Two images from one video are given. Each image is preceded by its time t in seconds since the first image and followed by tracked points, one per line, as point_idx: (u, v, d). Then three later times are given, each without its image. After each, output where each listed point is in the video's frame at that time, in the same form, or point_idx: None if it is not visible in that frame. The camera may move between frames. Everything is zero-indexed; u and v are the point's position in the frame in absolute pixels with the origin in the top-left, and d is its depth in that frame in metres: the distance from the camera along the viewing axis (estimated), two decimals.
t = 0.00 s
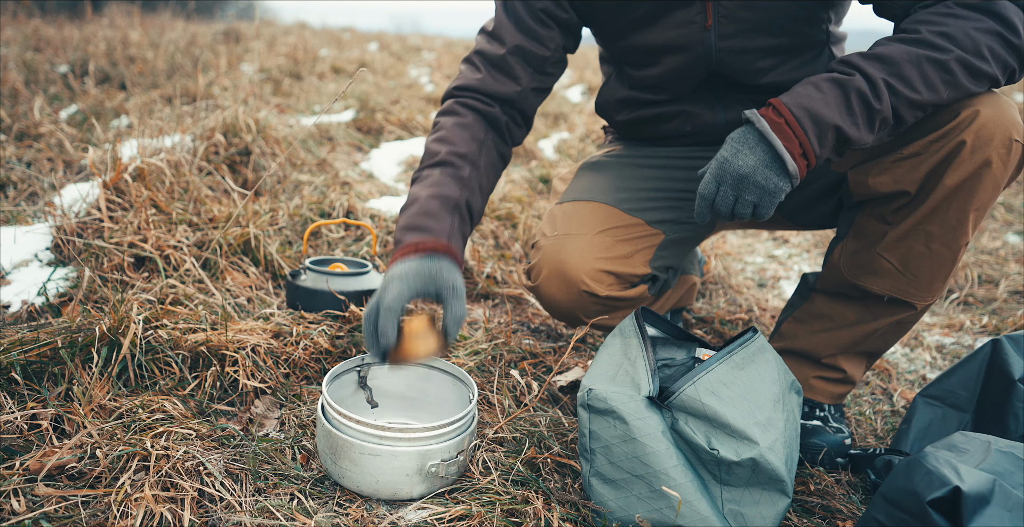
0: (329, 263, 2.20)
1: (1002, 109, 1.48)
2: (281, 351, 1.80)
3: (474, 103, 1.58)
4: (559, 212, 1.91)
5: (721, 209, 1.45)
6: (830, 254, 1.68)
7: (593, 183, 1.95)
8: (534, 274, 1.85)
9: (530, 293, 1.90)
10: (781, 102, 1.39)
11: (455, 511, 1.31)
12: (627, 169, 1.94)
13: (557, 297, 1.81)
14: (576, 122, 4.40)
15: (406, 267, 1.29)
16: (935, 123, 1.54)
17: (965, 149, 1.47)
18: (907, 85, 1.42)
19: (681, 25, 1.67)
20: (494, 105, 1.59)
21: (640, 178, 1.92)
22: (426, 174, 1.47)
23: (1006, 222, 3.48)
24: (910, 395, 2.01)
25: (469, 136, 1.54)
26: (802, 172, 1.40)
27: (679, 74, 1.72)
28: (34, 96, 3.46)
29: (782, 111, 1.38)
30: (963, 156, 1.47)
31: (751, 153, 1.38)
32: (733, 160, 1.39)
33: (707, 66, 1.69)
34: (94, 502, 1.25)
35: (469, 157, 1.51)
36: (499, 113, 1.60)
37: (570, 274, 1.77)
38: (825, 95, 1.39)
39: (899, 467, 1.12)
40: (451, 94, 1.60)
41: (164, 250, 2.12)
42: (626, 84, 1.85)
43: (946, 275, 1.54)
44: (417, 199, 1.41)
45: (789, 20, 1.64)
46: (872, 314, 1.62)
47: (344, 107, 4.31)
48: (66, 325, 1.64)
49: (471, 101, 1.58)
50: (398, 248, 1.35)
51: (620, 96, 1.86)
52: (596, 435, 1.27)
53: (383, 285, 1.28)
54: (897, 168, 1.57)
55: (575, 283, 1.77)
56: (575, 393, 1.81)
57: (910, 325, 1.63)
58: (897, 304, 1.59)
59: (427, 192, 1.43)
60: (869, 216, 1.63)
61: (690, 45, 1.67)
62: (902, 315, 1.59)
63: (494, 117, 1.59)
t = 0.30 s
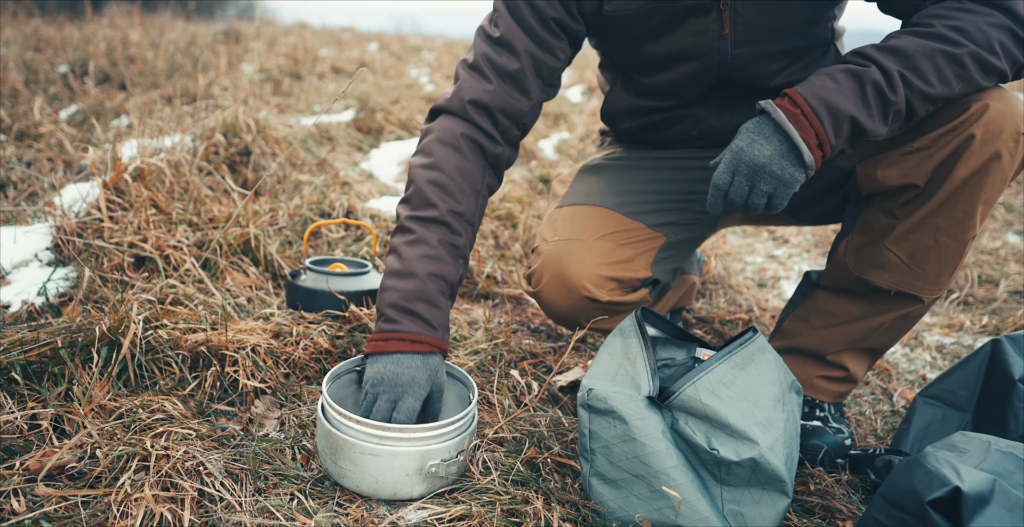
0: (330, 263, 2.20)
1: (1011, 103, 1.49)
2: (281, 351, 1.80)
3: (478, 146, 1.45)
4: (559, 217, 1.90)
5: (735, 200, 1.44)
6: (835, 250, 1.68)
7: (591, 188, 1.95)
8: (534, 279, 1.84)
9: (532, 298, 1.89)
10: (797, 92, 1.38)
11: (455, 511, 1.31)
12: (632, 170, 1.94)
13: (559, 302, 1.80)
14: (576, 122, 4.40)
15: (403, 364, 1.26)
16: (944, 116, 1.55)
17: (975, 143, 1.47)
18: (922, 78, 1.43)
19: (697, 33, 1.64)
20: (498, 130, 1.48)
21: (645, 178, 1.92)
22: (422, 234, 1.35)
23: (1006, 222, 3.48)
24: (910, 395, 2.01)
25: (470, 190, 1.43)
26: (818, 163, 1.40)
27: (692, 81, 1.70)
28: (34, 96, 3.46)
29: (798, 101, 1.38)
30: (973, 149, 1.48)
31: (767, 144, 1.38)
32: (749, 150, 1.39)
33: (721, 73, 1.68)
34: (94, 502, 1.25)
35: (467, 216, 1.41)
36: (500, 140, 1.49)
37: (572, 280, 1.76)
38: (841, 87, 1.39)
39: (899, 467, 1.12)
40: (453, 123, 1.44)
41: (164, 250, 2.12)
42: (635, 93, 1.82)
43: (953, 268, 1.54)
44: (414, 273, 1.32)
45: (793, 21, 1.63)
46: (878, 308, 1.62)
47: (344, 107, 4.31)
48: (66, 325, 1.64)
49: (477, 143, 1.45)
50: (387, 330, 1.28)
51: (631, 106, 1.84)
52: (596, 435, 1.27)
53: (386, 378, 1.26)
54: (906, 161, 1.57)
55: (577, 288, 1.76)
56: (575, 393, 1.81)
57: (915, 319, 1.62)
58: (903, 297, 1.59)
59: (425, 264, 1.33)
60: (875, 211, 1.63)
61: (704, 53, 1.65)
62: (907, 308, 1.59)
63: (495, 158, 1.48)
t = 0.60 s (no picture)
0: (330, 263, 2.20)
1: (1013, 104, 1.49)
2: (281, 351, 1.80)
3: (472, 142, 1.47)
4: (557, 223, 1.91)
5: (737, 200, 1.42)
6: (837, 250, 1.68)
7: (587, 194, 1.95)
8: (531, 288, 1.85)
9: (530, 306, 1.89)
10: (801, 92, 1.39)
11: (455, 511, 1.31)
12: (632, 172, 1.94)
13: (555, 312, 1.81)
14: (576, 122, 4.40)
15: (411, 364, 1.27)
16: (947, 118, 1.55)
17: (977, 144, 1.47)
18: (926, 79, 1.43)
19: (699, 37, 1.64)
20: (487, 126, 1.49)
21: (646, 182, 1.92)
22: (425, 232, 1.36)
23: (1006, 222, 3.48)
24: (910, 395, 2.01)
25: (466, 187, 1.44)
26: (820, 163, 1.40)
27: (693, 83, 1.70)
28: (34, 96, 3.46)
29: (802, 101, 1.38)
30: (975, 150, 1.47)
31: (770, 143, 1.38)
32: (753, 150, 1.38)
33: (722, 76, 1.68)
34: (94, 502, 1.25)
35: (463, 213, 1.44)
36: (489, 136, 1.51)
37: (567, 289, 1.77)
38: (846, 87, 1.39)
39: (898, 467, 1.12)
40: (449, 118, 1.44)
41: (164, 250, 2.12)
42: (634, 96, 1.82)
43: (954, 270, 1.54)
44: (423, 272, 1.33)
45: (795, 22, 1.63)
46: (879, 309, 1.62)
47: (344, 107, 4.31)
48: (66, 325, 1.64)
49: (472, 139, 1.46)
50: (393, 329, 1.28)
51: (629, 108, 1.84)
52: (596, 435, 1.27)
53: (396, 377, 1.26)
54: (908, 163, 1.57)
55: (572, 298, 1.77)
56: (575, 393, 1.81)
57: (915, 320, 1.62)
58: (905, 298, 1.58)
59: (431, 263, 1.34)
60: (878, 212, 1.62)
61: (705, 56, 1.65)
62: (909, 309, 1.58)
63: (487, 153, 1.51)
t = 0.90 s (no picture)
0: (329, 263, 2.20)
1: (1004, 114, 1.48)
2: (281, 351, 1.80)
3: (465, 145, 1.47)
4: (552, 225, 1.91)
5: (721, 207, 1.44)
6: (831, 257, 1.68)
7: (582, 195, 1.95)
8: (525, 289, 1.86)
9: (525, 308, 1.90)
10: (786, 101, 1.38)
11: (455, 511, 1.31)
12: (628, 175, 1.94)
13: (548, 313, 1.82)
14: (577, 123, 4.41)
15: (411, 368, 1.27)
16: (936, 128, 1.54)
17: (967, 156, 1.47)
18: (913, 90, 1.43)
19: (691, 38, 1.63)
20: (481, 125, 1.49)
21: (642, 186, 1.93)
22: (420, 238, 1.36)
23: (1006, 222, 3.48)
24: (910, 395, 2.01)
25: (459, 190, 1.44)
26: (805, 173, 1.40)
27: (686, 85, 1.70)
28: (34, 96, 3.46)
29: (787, 110, 1.38)
30: (965, 162, 1.47)
31: (754, 151, 1.38)
32: (736, 157, 1.39)
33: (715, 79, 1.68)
34: (94, 502, 1.25)
35: (457, 217, 1.44)
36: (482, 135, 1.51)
37: (561, 292, 1.78)
38: (831, 96, 1.39)
39: (898, 468, 1.12)
40: (442, 120, 1.44)
41: (164, 250, 2.12)
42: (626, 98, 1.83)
43: (948, 278, 1.53)
44: (419, 279, 1.33)
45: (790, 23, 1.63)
46: (873, 317, 1.62)
47: (344, 107, 4.31)
48: (66, 325, 1.64)
49: (465, 141, 1.46)
50: (389, 335, 1.28)
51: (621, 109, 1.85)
52: (596, 435, 1.27)
53: (395, 382, 1.26)
54: (899, 174, 1.57)
55: (565, 300, 1.78)
56: (575, 393, 1.81)
57: (909, 328, 1.62)
58: (897, 308, 1.58)
59: (427, 269, 1.34)
60: (870, 221, 1.63)
61: (698, 58, 1.65)
62: (901, 319, 1.58)
63: (480, 155, 1.51)
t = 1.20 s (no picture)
0: (329, 263, 2.20)
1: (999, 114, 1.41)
2: (281, 351, 1.80)
3: (474, 146, 1.46)
4: (566, 208, 1.91)
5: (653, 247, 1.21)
6: (828, 258, 1.65)
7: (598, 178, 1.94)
8: (540, 267, 1.87)
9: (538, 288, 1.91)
10: (724, 158, 1.16)
11: (455, 511, 1.31)
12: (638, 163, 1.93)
13: (563, 292, 1.83)
14: (576, 123, 4.40)
15: (418, 375, 1.27)
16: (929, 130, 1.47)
17: (961, 159, 1.41)
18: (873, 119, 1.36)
19: (677, 41, 1.62)
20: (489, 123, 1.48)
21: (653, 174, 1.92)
22: (430, 242, 1.35)
23: (1006, 222, 3.48)
24: (909, 395, 2.01)
25: (469, 193, 1.43)
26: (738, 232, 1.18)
27: (679, 84, 1.70)
28: (34, 96, 3.46)
29: (724, 171, 1.16)
30: (958, 166, 1.41)
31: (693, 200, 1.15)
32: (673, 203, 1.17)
33: (707, 79, 1.67)
34: (94, 502, 1.25)
35: (467, 220, 1.42)
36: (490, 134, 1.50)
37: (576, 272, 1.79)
38: (761, 156, 1.16)
39: (899, 468, 1.12)
40: (450, 122, 1.43)
41: (164, 250, 2.12)
42: (621, 96, 1.86)
43: (944, 281, 1.51)
44: (430, 282, 1.31)
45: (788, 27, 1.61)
46: (870, 318, 1.61)
47: (344, 107, 4.31)
48: (66, 325, 1.64)
49: (473, 142, 1.45)
50: (399, 338, 1.27)
51: (618, 108, 1.87)
52: (596, 435, 1.27)
53: (401, 386, 1.27)
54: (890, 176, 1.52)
55: (581, 279, 1.78)
56: (575, 393, 1.81)
57: (906, 330, 1.60)
58: (893, 309, 1.57)
59: (438, 273, 1.33)
60: (863, 221, 1.58)
61: (687, 61, 1.64)
62: (898, 320, 1.57)
63: (489, 155, 1.50)
